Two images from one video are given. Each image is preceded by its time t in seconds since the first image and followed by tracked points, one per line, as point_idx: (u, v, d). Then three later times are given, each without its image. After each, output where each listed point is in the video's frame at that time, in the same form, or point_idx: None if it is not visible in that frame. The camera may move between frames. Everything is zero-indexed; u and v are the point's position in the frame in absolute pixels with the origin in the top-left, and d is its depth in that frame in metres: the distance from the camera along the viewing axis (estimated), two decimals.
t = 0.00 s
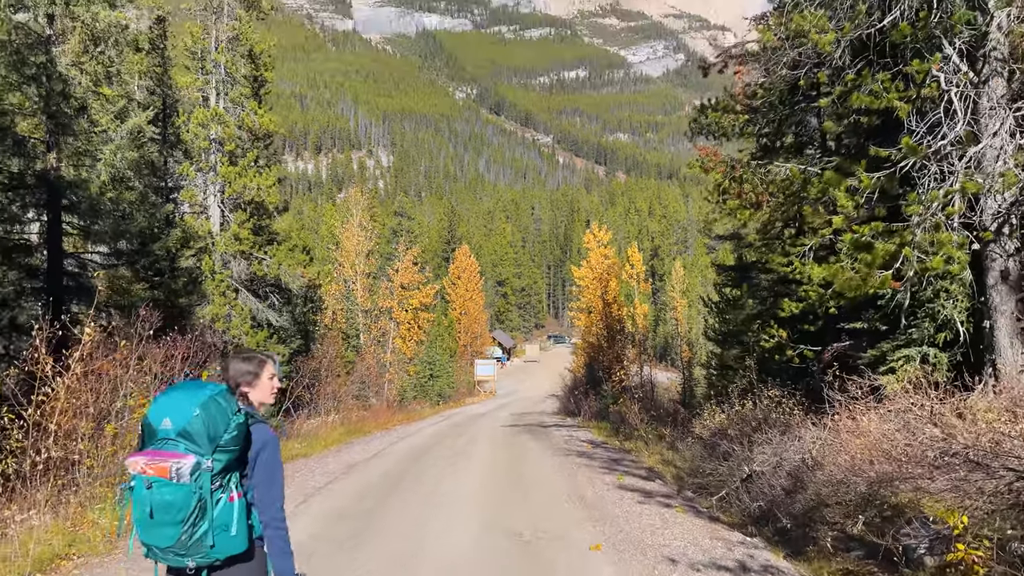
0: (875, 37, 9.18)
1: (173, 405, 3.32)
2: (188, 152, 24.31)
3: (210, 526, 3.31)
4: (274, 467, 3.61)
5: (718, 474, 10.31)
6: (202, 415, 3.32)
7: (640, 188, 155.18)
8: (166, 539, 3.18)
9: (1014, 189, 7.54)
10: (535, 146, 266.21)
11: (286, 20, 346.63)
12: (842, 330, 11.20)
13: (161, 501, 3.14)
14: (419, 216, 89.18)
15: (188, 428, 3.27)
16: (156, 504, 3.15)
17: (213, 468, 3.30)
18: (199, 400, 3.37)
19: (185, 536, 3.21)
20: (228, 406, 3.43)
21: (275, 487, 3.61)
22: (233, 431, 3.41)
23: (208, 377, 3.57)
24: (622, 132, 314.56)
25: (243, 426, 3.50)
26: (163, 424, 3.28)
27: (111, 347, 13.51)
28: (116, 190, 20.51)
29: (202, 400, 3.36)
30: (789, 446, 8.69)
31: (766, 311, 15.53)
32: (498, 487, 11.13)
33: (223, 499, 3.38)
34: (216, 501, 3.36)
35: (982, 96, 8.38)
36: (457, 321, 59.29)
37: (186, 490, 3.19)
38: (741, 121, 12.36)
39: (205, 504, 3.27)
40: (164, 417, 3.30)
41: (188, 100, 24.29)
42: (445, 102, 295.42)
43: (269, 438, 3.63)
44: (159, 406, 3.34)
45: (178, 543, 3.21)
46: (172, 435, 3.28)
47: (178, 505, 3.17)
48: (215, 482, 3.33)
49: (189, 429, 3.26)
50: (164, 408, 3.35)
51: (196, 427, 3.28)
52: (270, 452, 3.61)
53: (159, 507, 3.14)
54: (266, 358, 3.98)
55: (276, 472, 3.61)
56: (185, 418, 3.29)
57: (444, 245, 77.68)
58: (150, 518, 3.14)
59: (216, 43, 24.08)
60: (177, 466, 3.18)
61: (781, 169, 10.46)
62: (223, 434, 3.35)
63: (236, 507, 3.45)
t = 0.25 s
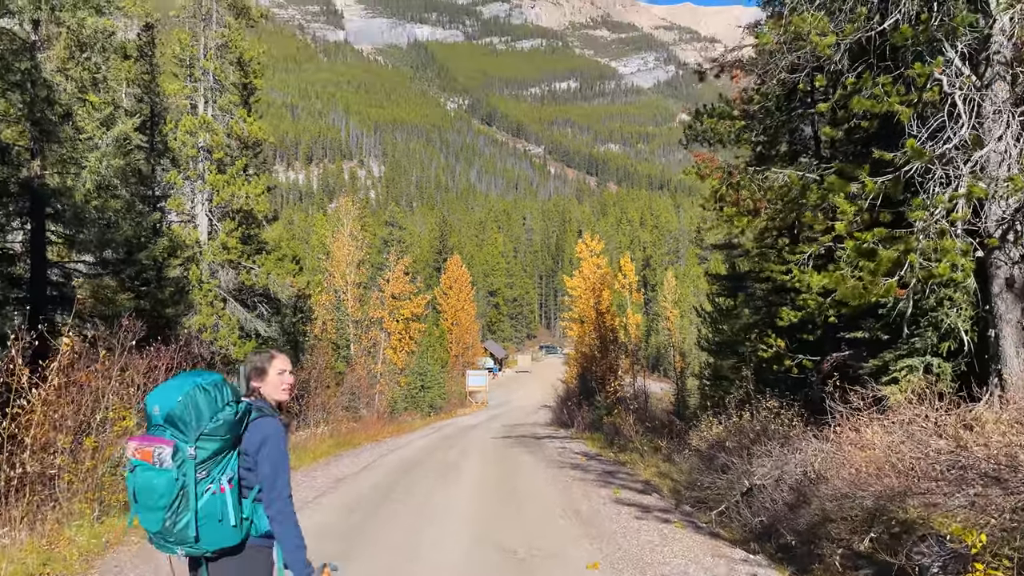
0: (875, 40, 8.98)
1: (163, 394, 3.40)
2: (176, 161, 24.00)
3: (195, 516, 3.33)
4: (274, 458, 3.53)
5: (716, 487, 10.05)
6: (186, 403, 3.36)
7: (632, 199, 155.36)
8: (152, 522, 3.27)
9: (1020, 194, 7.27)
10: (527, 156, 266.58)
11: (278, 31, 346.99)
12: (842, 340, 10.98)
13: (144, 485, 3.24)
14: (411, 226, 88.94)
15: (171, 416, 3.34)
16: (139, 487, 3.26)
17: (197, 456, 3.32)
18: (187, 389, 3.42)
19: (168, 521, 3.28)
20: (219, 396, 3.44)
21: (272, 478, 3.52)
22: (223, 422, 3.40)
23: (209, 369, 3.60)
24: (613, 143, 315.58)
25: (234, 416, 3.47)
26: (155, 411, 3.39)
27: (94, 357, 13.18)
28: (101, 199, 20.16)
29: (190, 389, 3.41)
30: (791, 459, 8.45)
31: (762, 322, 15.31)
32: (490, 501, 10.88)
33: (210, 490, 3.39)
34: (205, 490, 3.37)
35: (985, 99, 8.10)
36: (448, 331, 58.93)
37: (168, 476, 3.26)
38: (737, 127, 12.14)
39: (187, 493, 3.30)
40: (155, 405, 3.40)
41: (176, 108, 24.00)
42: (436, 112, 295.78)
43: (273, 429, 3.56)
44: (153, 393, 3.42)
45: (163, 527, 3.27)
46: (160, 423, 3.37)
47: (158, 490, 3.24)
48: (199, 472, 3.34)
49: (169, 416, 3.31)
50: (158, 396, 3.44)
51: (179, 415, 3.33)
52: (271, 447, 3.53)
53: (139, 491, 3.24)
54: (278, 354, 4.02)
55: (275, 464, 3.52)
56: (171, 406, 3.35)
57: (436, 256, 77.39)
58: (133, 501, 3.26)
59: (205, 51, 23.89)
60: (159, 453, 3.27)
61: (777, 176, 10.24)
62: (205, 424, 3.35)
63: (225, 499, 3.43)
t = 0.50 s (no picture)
0: (875, 43, 8.83)
1: (162, 419, 3.38)
2: (165, 165, 23.72)
3: (189, 544, 3.26)
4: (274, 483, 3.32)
5: (715, 498, 9.83)
6: (177, 429, 3.32)
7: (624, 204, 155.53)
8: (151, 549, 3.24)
9: None
10: (519, 162, 266.67)
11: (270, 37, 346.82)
12: (841, 348, 10.79)
13: (139, 513, 3.23)
14: (403, 232, 88.64)
15: (164, 442, 3.30)
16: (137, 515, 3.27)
17: (188, 483, 3.25)
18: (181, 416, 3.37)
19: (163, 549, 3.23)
20: (212, 422, 3.37)
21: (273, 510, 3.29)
22: (213, 448, 3.31)
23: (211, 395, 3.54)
24: (605, 149, 316.38)
25: (226, 440, 3.38)
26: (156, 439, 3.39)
27: (79, 365, 12.89)
28: (89, 204, 19.84)
29: (183, 415, 3.36)
30: (792, 469, 8.24)
31: (758, 328, 15.15)
32: (485, 512, 10.64)
33: (205, 516, 3.30)
34: (198, 517, 3.28)
35: (988, 102, 7.90)
36: (441, 338, 58.66)
37: (163, 504, 3.24)
38: (733, 132, 12.01)
39: (180, 521, 3.24)
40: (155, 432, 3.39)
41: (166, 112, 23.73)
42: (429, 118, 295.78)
43: (274, 451, 3.39)
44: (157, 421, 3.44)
45: (160, 555, 3.23)
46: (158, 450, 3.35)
47: (151, 518, 3.23)
48: (192, 498, 3.27)
49: (160, 443, 3.29)
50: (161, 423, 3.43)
51: (171, 442, 3.29)
52: (267, 468, 3.34)
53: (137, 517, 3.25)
54: (295, 381, 3.84)
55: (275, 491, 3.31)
56: (165, 433, 3.32)
57: (428, 262, 77.13)
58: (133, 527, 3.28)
59: (195, 55, 23.67)
60: (153, 479, 3.27)
61: (777, 180, 10.07)
62: (194, 450, 3.28)
63: (218, 526, 3.33)
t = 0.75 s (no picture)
0: (880, 28, 8.59)
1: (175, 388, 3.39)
2: (158, 159, 23.45)
3: (188, 514, 3.36)
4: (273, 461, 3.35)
5: (714, 496, 9.63)
6: (185, 402, 3.31)
7: (621, 201, 155.28)
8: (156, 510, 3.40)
9: None
10: (516, 159, 266.29)
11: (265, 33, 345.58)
12: (843, 342, 10.58)
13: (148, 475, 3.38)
14: (399, 228, 88.32)
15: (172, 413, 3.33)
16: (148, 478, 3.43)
17: (190, 455, 3.31)
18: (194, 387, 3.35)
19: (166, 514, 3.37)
20: (218, 397, 3.32)
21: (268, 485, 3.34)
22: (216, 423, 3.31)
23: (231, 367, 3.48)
24: (601, 146, 316.43)
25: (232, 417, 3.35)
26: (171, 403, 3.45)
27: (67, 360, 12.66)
28: (79, 198, 19.58)
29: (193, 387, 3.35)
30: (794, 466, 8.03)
31: (757, 323, 14.95)
32: (481, 509, 10.45)
33: (205, 488, 3.39)
34: (199, 487, 3.37)
35: (996, 90, 7.54)
36: (436, 334, 58.40)
37: (168, 472, 3.37)
38: (734, 122, 11.82)
39: (182, 491, 3.34)
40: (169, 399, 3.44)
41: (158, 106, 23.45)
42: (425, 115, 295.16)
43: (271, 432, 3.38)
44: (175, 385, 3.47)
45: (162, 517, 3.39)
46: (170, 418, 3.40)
47: (158, 485, 3.37)
48: (193, 472, 3.34)
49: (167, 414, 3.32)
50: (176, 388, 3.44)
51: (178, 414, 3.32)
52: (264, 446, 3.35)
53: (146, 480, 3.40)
54: (317, 365, 4.05)
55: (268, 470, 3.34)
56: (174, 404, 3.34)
57: (424, 258, 76.87)
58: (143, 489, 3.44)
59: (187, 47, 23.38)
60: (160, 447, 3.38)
61: (778, 171, 9.83)
62: (196, 425, 3.30)
63: (216, 499, 3.42)
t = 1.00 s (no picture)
0: (887, 12, 8.36)
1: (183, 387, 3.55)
2: (150, 151, 23.12)
3: (199, 511, 3.46)
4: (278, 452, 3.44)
5: (713, 492, 9.41)
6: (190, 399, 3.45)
7: (619, 195, 154.94)
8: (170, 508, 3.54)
9: None
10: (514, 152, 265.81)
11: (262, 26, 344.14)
12: (846, 335, 10.37)
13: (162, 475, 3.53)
14: (396, 222, 87.91)
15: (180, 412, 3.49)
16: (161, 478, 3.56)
17: (198, 453, 3.45)
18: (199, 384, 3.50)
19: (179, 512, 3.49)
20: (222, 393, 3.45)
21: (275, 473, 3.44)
22: (219, 421, 3.42)
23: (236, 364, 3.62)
24: (599, 139, 316.03)
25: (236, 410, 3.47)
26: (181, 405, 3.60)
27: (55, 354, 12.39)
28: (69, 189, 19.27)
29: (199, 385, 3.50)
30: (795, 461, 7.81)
31: (758, 316, 14.72)
32: (477, 504, 10.24)
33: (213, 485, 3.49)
34: (207, 485, 3.48)
35: (1006, 74, 7.21)
36: (434, 328, 58.16)
37: (178, 470, 3.51)
38: (735, 110, 11.58)
39: (192, 488, 3.47)
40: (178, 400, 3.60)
41: (150, 96, 23.12)
42: (422, 108, 294.29)
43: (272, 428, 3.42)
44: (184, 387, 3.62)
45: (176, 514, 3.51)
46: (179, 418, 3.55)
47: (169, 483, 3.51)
48: (202, 468, 3.47)
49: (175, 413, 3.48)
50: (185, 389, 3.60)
51: (186, 412, 3.46)
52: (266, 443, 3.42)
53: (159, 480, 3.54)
54: (324, 356, 3.84)
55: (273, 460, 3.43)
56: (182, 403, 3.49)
57: (421, 252, 76.49)
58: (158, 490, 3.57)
59: (180, 37, 23.04)
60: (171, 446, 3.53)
61: (780, 160, 9.52)
62: (202, 422, 3.44)
63: (225, 495, 3.51)
